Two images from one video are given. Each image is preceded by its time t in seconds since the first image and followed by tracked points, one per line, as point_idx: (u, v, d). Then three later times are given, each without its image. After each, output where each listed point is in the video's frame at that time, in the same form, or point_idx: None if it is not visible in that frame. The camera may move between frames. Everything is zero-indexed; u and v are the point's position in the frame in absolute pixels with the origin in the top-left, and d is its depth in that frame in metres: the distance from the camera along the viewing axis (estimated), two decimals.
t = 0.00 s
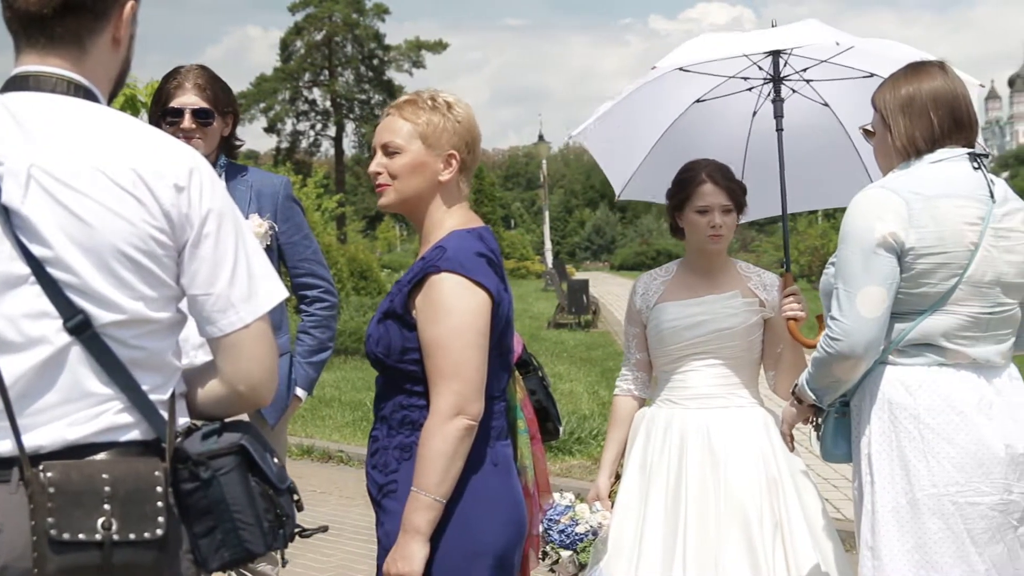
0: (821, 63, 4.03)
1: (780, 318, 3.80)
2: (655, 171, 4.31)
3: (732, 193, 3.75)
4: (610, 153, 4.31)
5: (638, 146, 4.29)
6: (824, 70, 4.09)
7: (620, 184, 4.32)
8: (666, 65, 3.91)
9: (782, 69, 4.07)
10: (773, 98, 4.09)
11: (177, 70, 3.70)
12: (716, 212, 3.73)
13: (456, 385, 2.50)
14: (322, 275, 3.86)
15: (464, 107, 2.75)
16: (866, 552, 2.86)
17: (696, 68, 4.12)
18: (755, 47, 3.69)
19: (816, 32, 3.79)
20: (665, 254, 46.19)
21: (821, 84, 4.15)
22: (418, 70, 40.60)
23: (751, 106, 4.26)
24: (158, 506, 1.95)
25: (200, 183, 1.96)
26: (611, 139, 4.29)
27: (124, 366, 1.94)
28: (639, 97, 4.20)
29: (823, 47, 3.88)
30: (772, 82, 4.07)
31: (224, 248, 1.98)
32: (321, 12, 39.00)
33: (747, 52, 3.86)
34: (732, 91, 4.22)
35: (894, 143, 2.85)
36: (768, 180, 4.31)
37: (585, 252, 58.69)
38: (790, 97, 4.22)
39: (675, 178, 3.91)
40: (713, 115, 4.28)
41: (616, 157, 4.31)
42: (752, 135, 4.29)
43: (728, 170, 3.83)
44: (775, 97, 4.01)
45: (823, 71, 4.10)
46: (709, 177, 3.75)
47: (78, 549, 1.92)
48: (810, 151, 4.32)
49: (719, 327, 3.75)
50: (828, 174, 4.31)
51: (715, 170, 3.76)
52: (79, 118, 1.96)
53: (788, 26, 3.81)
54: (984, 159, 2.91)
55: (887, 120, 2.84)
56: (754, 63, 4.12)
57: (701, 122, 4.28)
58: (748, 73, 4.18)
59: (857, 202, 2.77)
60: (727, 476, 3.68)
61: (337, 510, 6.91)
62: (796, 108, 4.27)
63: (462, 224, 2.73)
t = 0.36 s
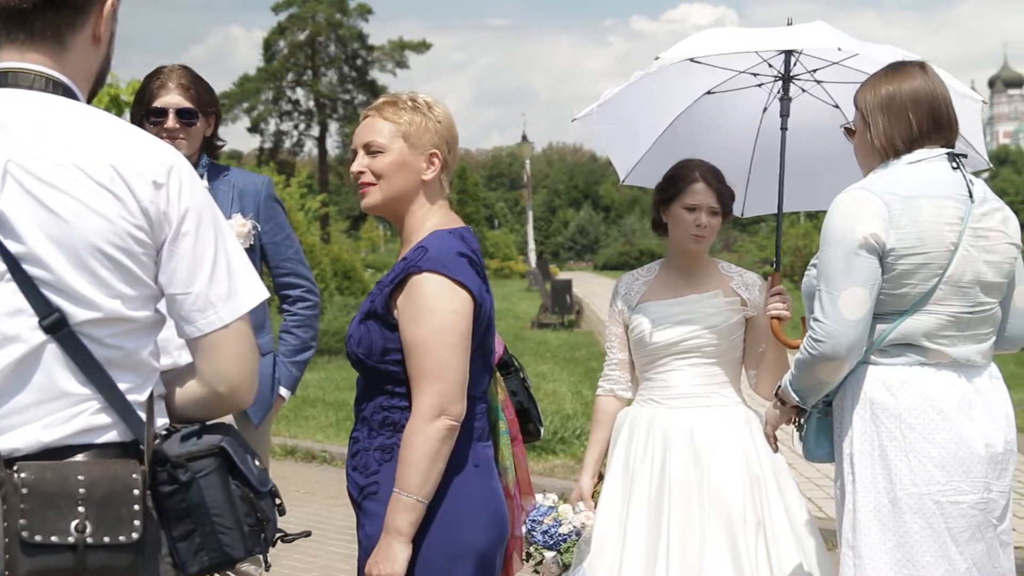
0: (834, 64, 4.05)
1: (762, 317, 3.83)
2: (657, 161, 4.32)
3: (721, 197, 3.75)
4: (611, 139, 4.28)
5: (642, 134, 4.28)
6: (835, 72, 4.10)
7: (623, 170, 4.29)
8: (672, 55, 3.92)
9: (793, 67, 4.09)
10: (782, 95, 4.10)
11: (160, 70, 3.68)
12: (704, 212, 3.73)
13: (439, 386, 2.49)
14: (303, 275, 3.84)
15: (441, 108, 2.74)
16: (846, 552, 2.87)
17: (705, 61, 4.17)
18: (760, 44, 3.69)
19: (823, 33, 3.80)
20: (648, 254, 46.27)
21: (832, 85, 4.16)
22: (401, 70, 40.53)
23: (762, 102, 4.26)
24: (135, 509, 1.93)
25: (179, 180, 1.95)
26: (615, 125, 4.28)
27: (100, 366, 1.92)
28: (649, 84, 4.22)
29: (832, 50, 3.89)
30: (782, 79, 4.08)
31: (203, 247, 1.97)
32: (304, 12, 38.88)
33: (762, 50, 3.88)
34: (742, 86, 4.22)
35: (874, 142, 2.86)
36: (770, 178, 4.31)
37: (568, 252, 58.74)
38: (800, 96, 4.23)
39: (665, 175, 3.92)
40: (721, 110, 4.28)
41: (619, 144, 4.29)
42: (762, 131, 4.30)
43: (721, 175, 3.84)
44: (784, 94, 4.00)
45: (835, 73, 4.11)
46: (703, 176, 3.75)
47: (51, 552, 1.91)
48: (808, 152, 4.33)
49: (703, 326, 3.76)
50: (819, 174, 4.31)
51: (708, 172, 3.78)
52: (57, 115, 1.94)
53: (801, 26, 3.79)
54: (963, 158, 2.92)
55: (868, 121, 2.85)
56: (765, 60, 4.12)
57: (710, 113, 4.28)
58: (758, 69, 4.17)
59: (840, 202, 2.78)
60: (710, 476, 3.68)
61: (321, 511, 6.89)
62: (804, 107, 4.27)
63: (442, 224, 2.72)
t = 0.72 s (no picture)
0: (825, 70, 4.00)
1: (748, 319, 3.82)
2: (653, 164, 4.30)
3: (697, 193, 3.74)
4: (613, 146, 4.33)
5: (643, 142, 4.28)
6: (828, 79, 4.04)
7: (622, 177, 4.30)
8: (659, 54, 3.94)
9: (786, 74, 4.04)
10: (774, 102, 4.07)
11: (144, 69, 3.64)
12: (678, 208, 3.73)
13: (421, 388, 2.47)
14: (288, 275, 3.81)
15: (416, 109, 2.73)
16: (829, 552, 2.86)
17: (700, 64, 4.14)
18: (749, 44, 3.69)
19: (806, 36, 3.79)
20: (633, 254, 46.32)
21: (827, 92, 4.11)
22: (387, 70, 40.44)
23: (759, 111, 4.25)
24: (111, 515, 1.89)
25: (158, 179, 1.92)
26: (613, 128, 4.33)
27: (78, 368, 1.89)
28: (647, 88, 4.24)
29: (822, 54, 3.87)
30: (775, 87, 4.04)
31: (183, 246, 1.94)
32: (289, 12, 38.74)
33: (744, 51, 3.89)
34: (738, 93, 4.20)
35: (860, 142, 2.86)
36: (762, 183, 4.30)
37: (554, 252, 58.78)
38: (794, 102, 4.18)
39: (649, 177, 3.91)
40: (721, 115, 4.27)
41: (619, 153, 4.32)
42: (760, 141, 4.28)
43: (703, 173, 3.81)
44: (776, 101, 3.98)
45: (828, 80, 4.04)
46: (676, 173, 3.75)
47: (24, 558, 1.88)
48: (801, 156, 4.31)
49: (690, 326, 3.74)
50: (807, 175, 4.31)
51: (685, 168, 3.76)
52: (34, 112, 1.91)
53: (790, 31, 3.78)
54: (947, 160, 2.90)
55: (856, 120, 2.84)
56: (759, 65, 4.08)
57: (711, 120, 4.27)
58: (754, 76, 4.14)
59: (824, 204, 2.77)
60: (694, 477, 3.67)
61: (305, 511, 6.86)
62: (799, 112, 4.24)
63: (424, 225, 2.70)
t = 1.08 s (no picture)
0: (796, 65, 4.03)
1: (743, 318, 3.80)
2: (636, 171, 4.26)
3: (682, 188, 3.72)
4: (592, 157, 4.29)
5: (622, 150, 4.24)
6: (798, 73, 4.09)
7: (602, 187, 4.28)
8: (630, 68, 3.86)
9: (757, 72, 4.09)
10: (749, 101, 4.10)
11: (136, 67, 3.62)
12: (663, 206, 3.71)
13: (407, 388, 2.45)
14: (279, 275, 3.79)
15: (401, 108, 2.71)
16: (813, 549, 2.87)
17: (669, 71, 4.14)
18: (729, 46, 3.68)
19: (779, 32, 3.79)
20: (626, 254, 46.34)
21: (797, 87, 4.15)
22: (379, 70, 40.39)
23: (731, 110, 4.24)
24: (100, 516, 1.88)
25: (146, 179, 1.90)
26: (589, 143, 4.27)
27: (67, 369, 1.87)
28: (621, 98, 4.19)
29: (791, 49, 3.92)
30: (746, 85, 4.09)
31: (171, 247, 1.92)
32: (281, 11, 38.66)
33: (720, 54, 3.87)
34: (710, 95, 4.20)
35: (865, 144, 2.85)
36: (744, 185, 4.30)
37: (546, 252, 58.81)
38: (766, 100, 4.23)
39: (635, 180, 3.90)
40: (696, 117, 4.26)
41: (597, 164, 4.29)
42: (733, 139, 4.28)
43: (690, 169, 3.78)
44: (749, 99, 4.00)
45: (798, 74, 4.09)
46: (659, 172, 3.74)
47: (12, 561, 1.85)
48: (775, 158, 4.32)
49: (681, 326, 3.74)
50: (799, 175, 4.30)
51: (668, 164, 3.75)
52: (21, 112, 1.89)
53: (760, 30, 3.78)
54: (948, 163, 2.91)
55: (861, 119, 2.82)
56: (728, 66, 4.12)
57: (682, 123, 4.26)
58: (725, 76, 4.16)
59: (820, 202, 2.76)
60: (686, 477, 3.66)
61: (297, 511, 6.83)
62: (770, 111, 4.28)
63: (412, 224, 2.68)
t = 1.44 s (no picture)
0: (780, 70, 4.05)
1: (739, 317, 3.79)
2: (609, 173, 4.26)
3: (683, 182, 3.72)
4: (573, 154, 4.22)
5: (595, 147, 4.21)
6: (781, 78, 4.12)
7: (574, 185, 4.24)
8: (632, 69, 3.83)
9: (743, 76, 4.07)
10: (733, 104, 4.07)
11: (129, 66, 3.60)
12: (672, 202, 3.70)
13: (396, 389, 2.43)
14: (274, 274, 3.75)
15: (388, 106, 2.70)
16: (803, 545, 2.86)
17: (658, 70, 4.06)
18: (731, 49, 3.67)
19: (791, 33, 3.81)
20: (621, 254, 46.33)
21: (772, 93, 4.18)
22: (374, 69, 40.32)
23: (701, 114, 4.23)
24: (90, 514, 1.87)
25: (134, 184, 1.87)
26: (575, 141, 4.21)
27: (58, 371, 1.86)
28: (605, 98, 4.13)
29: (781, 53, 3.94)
30: (733, 89, 4.02)
31: (159, 250, 1.90)
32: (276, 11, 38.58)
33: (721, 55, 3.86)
34: (691, 95, 4.18)
35: (870, 147, 2.84)
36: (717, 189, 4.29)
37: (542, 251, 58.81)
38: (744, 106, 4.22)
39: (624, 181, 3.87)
40: (666, 121, 4.25)
41: (573, 162, 4.24)
42: (700, 144, 4.28)
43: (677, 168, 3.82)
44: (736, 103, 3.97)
45: (781, 80, 4.12)
46: (658, 172, 3.73)
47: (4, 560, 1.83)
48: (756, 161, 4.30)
49: (676, 326, 3.72)
50: (771, 178, 4.29)
51: (663, 165, 3.75)
52: (8, 117, 1.87)
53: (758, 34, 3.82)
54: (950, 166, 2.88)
55: (865, 120, 2.81)
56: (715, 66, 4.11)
57: (655, 125, 4.25)
58: (709, 77, 4.15)
59: (819, 199, 2.75)
60: (683, 476, 3.64)
61: (292, 511, 6.81)
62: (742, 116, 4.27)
63: (401, 224, 2.66)
